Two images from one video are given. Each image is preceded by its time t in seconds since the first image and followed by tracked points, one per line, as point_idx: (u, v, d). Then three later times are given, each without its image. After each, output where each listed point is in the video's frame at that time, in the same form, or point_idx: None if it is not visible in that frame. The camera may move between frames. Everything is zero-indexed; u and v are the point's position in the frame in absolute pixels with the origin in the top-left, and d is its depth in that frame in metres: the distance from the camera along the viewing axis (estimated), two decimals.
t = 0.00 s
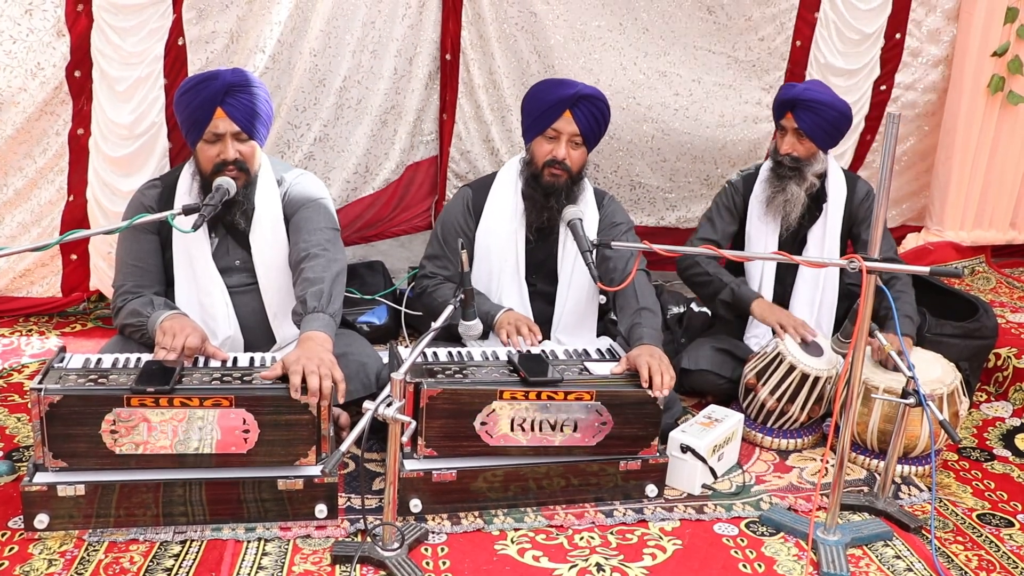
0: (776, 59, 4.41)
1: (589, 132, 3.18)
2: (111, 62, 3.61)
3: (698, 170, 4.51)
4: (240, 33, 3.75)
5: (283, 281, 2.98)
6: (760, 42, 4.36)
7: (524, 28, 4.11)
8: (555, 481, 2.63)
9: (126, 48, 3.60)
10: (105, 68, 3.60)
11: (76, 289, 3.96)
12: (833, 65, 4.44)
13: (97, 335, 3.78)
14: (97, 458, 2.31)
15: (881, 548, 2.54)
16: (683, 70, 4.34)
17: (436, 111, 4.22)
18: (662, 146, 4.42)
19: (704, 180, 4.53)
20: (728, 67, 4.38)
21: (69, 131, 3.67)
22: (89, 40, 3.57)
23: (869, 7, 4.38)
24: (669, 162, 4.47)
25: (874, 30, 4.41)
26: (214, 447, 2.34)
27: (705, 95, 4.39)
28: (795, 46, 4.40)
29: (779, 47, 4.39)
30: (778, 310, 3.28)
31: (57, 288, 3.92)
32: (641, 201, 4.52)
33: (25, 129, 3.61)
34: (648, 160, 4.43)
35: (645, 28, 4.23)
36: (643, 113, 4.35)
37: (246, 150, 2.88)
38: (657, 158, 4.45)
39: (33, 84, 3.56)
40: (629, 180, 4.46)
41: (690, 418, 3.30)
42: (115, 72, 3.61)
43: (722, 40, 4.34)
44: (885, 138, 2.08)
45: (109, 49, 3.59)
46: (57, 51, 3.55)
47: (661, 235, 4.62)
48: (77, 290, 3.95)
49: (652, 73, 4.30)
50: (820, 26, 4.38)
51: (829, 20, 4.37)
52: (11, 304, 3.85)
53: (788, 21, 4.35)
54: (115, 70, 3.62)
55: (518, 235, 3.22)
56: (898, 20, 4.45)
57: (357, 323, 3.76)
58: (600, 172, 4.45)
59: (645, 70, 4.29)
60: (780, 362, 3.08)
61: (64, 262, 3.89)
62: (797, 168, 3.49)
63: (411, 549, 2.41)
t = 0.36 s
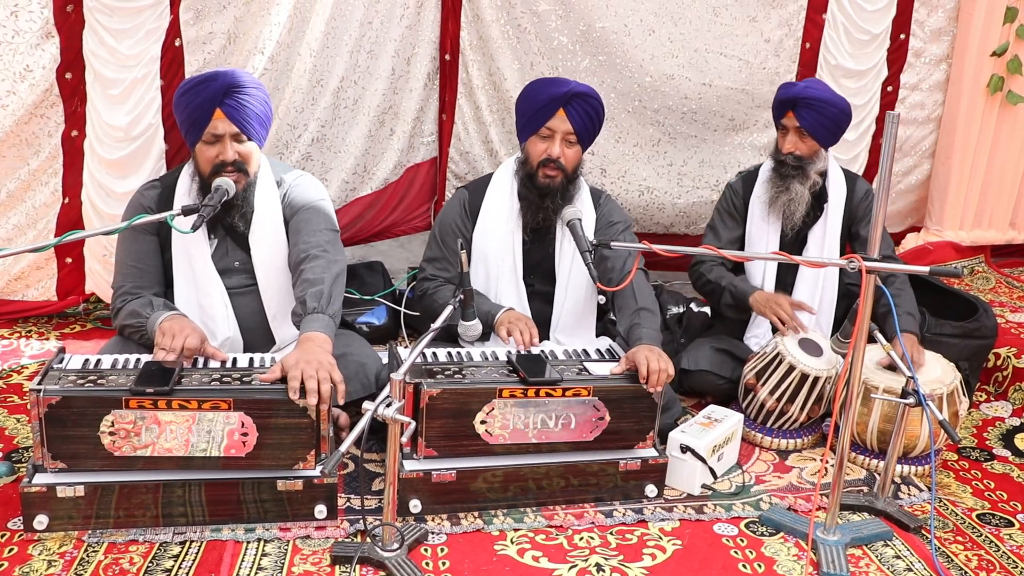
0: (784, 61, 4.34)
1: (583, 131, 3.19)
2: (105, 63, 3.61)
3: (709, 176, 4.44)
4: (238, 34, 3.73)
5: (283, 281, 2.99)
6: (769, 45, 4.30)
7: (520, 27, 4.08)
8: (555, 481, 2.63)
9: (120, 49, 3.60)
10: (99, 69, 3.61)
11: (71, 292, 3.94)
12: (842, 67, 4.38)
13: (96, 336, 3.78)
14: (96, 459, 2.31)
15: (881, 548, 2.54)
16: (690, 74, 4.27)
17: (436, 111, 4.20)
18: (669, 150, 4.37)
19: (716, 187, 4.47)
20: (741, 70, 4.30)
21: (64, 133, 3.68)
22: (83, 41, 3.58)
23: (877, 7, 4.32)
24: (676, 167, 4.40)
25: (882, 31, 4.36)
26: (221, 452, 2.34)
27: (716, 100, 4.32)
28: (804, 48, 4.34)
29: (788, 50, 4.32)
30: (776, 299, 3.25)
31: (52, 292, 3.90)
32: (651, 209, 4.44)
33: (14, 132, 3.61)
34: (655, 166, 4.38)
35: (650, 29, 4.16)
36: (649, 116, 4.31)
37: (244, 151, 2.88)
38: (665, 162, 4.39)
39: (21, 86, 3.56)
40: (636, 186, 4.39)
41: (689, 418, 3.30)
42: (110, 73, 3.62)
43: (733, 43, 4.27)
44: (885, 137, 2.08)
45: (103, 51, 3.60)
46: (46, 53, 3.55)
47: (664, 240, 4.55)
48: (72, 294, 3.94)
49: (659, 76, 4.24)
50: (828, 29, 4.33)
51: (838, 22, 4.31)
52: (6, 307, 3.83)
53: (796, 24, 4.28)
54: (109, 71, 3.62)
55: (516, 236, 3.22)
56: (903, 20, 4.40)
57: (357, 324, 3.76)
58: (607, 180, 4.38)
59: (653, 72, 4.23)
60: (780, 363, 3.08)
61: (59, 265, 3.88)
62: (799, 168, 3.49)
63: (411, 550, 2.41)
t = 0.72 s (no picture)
0: (804, 63, 4.33)
1: (584, 131, 3.18)
2: (99, 64, 3.60)
3: (717, 177, 4.44)
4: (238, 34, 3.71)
5: (283, 281, 2.99)
6: (789, 46, 4.28)
7: (531, 27, 4.04)
8: (555, 481, 2.63)
9: (113, 50, 3.58)
10: (93, 71, 3.59)
11: (70, 293, 3.91)
12: (864, 69, 4.37)
13: (96, 336, 3.78)
14: (96, 458, 2.31)
15: (881, 547, 2.54)
16: (701, 73, 4.26)
17: (436, 110, 4.18)
18: (679, 153, 4.34)
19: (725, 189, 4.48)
20: (754, 70, 4.30)
21: (59, 134, 3.69)
22: (76, 43, 3.57)
23: (900, 6, 4.31)
24: (687, 171, 4.39)
25: (903, 30, 4.35)
26: (218, 448, 2.33)
27: (727, 101, 4.31)
28: (823, 50, 4.32)
29: (809, 51, 4.31)
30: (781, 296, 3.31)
31: (50, 293, 3.89)
32: (656, 208, 4.46)
33: (2, 136, 3.63)
34: (665, 168, 4.36)
35: (659, 28, 4.15)
36: (659, 118, 4.26)
37: (244, 151, 2.88)
38: (674, 166, 4.37)
39: (9, 93, 3.58)
40: (643, 187, 4.38)
41: (689, 417, 3.30)
42: (104, 75, 3.60)
43: (749, 44, 4.25)
44: (885, 137, 2.08)
45: (95, 52, 3.59)
46: (26, 54, 3.55)
47: (664, 239, 4.59)
48: (71, 294, 3.91)
49: (665, 75, 4.23)
50: (849, 30, 4.31)
51: (860, 23, 4.30)
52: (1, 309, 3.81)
53: (819, 24, 4.27)
54: (103, 73, 3.61)
55: (516, 236, 3.23)
56: (919, 20, 4.38)
57: (357, 323, 3.76)
58: (614, 180, 4.35)
59: (658, 71, 4.22)
60: (780, 362, 3.08)
61: (56, 267, 3.86)
62: (798, 168, 3.49)
63: (411, 549, 2.41)
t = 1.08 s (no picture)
0: (812, 60, 4.33)
1: (585, 130, 3.18)
2: (86, 63, 3.59)
3: (722, 174, 4.44)
4: (237, 32, 3.71)
5: (283, 280, 2.99)
6: (797, 42, 4.28)
7: (534, 25, 4.03)
8: (555, 479, 2.63)
9: (101, 46, 3.57)
10: (80, 69, 3.58)
11: (67, 293, 3.90)
12: (876, 65, 4.37)
13: (95, 335, 3.77)
14: (97, 457, 2.31)
15: (881, 545, 2.54)
16: (709, 70, 4.24)
17: (436, 108, 4.18)
18: (684, 150, 4.34)
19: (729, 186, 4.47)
20: (762, 67, 4.29)
21: (45, 136, 3.67)
22: (60, 40, 3.55)
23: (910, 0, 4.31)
24: (692, 168, 4.39)
25: (912, 25, 4.36)
26: (215, 447, 2.34)
27: (733, 98, 4.31)
28: (832, 46, 4.31)
29: (816, 48, 4.31)
30: (778, 306, 3.28)
31: (48, 293, 3.88)
32: (660, 206, 4.45)
33: None
34: (669, 166, 4.36)
35: (663, 24, 4.13)
36: (664, 114, 4.26)
37: (243, 149, 2.88)
38: (679, 163, 4.37)
39: None
40: (647, 185, 4.37)
41: (690, 415, 3.30)
42: (90, 73, 3.59)
43: (756, 41, 4.24)
44: (885, 134, 2.08)
45: (79, 49, 3.57)
46: (8, 52, 3.52)
47: (667, 237, 4.60)
48: (69, 294, 3.91)
49: (671, 71, 4.20)
50: (859, 26, 4.30)
51: (870, 20, 4.29)
52: None
53: (829, 20, 4.27)
54: (90, 71, 3.60)
55: (517, 234, 3.23)
56: (924, 16, 4.38)
57: (357, 321, 3.76)
58: (619, 178, 4.34)
59: (664, 67, 4.19)
60: (780, 360, 3.08)
61: (52, 267, 3.85)
62: (798, 164, 3.49)
63: (411, 547, 2.41)
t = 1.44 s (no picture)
0: (807, 55, 4.30)
1: (585, 131, 3.16)
2: (75, 60, 3.56)
3: (721, 170, 4.44)
4: (235, 29, 3.70)
5: (283, 277, 2.98)
6: (792, 38, 4.26)
7: (533, 22, 4.03)
8: (555, 475, 2.63)
9: (90, 43, 3.55)
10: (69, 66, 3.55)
11: (63, 292, 3.86)
12: (867, 61, 4.35)
13: (94, 333, 3.76)
14: (98, 454, 2.31)
15: (882, 541, 2.54)
16: (706, 66, 4.23)
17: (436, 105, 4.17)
18: (683, 147, 4.34)
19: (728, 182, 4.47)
20: (760, 63, 4.28)
21: (27, 136, 3.63)
22: (46, 36, 3.52)
23: None
24: (690, 164, 4.39)
25: (906, 21, 4.34)
26: (223, 447, 2.34)
27: (730, 94, 4.30)
28: (827, 41, 4.29)
29: (811, 43, 4.29)
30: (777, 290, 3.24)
31: (42, 293, 3.84)
32: (660, 202, 4.45)
33: None
34: (668, 162, 4.35)
35: (660, 21, 4.13)
36: (662, 110, 4.26)
37: (243, 147, 2.87)
38: (678, 159, 4.37)
39: None
40: (645, 182, 4.37)
41: (690, 411, 3.30)
42: (79, 70, 3.56)
43: (752, 36, 4.23)
44: (886, 130, 2.08)
45: (67, 45, 3.54)
46: None
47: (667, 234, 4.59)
48: (64, 293, 3.86)
49: (669, 68, 4.20)
50: (853, 21, 4.28)
51: (863, 15, 4.27)
52: None
53: (821, 16, 4.24)
54: (79, 68, 3.57)
55: (517, 232, 3.23)
56: (921, 11, 4.37)
57: (357, 318, 3.75)
58: (615, 175, 4.34)
59: (662, 65, 4.19)
60: (780, 356, 3.07)
61: (45, 269, 3.81)
62: (804, 160, 3.48)
63: (412, 544, 2.40)
